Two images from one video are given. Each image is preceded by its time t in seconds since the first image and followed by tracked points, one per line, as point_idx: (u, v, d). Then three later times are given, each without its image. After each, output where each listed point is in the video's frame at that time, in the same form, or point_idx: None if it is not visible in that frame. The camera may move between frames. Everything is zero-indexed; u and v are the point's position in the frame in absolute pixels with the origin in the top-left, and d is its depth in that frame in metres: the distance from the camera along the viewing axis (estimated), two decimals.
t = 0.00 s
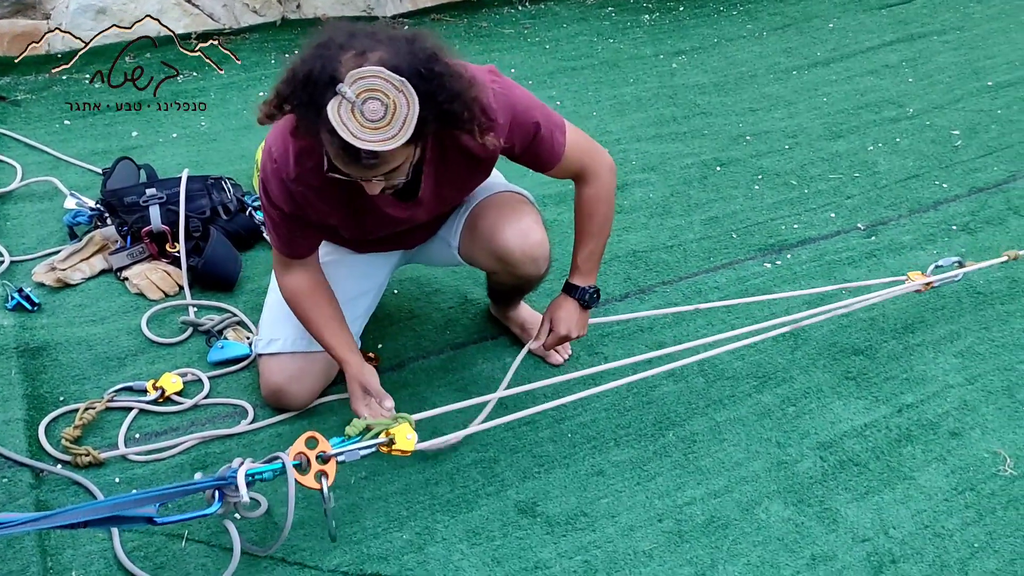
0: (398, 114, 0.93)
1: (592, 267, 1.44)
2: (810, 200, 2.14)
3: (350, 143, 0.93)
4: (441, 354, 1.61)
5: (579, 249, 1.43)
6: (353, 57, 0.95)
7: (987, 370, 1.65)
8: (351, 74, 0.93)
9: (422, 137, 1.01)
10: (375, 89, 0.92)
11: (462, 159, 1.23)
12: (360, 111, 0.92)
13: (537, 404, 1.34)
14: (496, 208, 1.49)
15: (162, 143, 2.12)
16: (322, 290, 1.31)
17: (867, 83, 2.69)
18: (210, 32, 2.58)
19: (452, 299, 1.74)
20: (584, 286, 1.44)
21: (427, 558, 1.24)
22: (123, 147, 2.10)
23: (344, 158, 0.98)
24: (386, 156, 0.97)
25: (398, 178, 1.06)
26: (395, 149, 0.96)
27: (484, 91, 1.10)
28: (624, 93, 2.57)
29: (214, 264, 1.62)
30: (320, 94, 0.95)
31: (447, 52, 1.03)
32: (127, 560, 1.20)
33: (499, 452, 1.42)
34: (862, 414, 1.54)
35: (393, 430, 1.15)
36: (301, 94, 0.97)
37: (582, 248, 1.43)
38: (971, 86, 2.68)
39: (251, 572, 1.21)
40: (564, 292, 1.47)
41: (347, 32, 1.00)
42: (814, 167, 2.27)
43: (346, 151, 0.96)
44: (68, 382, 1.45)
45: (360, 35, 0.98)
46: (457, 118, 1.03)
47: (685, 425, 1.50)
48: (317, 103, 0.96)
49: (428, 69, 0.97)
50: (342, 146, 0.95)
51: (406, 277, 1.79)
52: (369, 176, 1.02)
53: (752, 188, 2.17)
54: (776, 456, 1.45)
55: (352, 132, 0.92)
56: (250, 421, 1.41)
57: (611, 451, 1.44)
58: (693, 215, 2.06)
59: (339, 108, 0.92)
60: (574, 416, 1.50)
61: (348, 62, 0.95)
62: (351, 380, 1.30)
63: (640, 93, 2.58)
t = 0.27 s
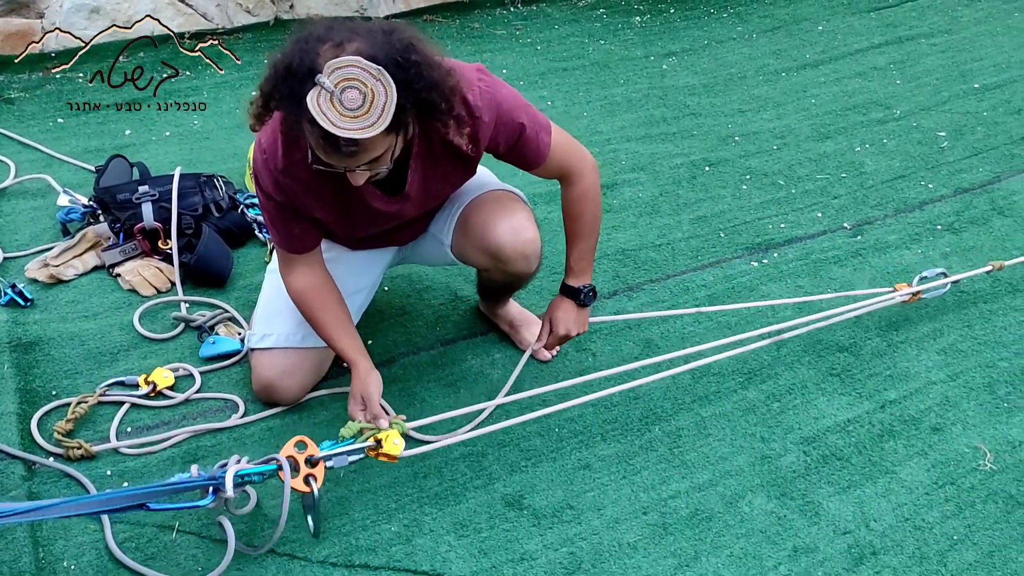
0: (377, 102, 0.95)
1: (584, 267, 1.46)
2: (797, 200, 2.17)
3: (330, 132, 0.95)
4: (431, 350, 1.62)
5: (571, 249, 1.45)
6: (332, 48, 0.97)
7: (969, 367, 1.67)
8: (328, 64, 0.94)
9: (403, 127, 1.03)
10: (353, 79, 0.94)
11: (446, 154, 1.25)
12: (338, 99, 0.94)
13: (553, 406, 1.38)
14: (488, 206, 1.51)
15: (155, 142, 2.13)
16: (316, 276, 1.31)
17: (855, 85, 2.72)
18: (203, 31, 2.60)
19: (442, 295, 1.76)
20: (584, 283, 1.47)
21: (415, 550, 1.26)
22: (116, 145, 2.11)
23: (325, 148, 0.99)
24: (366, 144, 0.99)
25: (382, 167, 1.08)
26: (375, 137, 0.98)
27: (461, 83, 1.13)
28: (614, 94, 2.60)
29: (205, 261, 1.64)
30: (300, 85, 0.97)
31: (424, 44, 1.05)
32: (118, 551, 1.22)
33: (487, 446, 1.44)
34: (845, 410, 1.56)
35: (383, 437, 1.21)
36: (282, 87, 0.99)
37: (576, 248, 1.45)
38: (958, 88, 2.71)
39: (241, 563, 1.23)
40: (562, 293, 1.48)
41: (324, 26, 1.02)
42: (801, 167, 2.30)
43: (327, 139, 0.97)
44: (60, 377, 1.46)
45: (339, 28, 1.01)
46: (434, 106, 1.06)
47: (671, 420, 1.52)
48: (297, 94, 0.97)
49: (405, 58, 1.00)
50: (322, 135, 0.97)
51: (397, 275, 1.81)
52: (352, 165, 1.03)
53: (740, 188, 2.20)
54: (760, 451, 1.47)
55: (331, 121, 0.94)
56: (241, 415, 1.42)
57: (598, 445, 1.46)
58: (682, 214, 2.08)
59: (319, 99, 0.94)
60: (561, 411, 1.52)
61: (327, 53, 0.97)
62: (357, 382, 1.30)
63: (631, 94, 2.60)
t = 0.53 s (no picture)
0: (382, 94, 0.99)
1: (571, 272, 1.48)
2: (783, 199, 2.20)
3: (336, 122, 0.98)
4: (420, 343, 1.66)
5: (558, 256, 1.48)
6: (341, 41, 1.01)
7: (948, 361, 1.70)
8: (337, 57, 0.98)
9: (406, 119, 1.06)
10: (360, 72, 0.98)
11: (442, 150, 1.28)
12: (345, 90, 0.97)
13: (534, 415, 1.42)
14: (480, 200, 1.54)
15: (150, 140, 2.16)
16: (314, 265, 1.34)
17: (843, 87, 2.76)
18: (199, 32, 2.63)
19: (432, 290, 1.79)
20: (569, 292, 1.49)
21: (401, 536, 1.29)
22: (112, 142, 2.14)
23: (329, 136, 1.02)
24: (368, 133, 1.02)
25: (382, 159, 1.11)
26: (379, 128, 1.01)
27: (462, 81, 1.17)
28: (605, 94, 2.63)
29: (199, 255, 1.67)
30: (309, 75, 1.00)
31: (428, 41, 1.09)
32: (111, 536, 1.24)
33: (474, 436, 1.47)
34: (826, 402, 1.59)
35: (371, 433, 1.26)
36: (289, 76, 1.02)
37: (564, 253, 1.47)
38: (944, 90, 2.75)
39: (230, 547, 1.25)
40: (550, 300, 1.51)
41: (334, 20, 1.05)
42: (788, 167, 2.33)
43: (333, 129, 1.01)
44: (55, 367, 1.49)
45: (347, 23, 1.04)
46: (437, 101, 1.09)
47: (654, 412, 1.55)
48: (305, 84, 1.01)
49: (410, 54, 1.03)
50: (328, 124, 1.00)
51: (388, 270, 1.84)
52: (354, 154, 1.07)
53: (727, 187, 2.23)
54: (742, 442, 1.50)
55: (337, 110, 0.97)
56: (233, 405, 1.45)
57: (582, 436, 1.49)
58: (669, 212, 2.12)
59: (326, 89, 0.97)
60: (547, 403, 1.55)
61: (335, 46, 1.00)
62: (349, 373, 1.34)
63: (621, 95, 2.64)
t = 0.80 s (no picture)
0: (387, 91, 1.01)
1: (547, 286, 1.52)
2: (770, 198, 2.23)
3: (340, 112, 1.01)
4: (410, 336, 1.69)
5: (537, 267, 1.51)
6: (356, 36, 1.04)
7: (929, 356, 1.73)
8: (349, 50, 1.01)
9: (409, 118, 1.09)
10: (369, 67, 1.01)
11: (437, 148, 1.31)
12: (353, 84, 1.00)
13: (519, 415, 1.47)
14: (471, 195, 1.57)
15: (147, 137, 2.20)
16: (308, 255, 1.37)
17: (832, 89, 2.79)
18: (197, 32, 2.67)
19: (423, 285, 1.82)
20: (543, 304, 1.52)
21: (389, 521, 1.32)
22: (110, 140, 2.18)
23: (332, 125, 1.05)
24: (370, 128, 1.05)
25: (380, 153, 1.14)
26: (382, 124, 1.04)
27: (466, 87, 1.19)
28: (597, 96, 2.67)
29: (194, 249, 1.70)
30: (320, 66, 1.04)
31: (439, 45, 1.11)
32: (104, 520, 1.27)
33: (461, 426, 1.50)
34: (808, 395, 1.62)
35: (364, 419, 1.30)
36: (301, 63, 1.06)
37: (543, 265, 1.50)
38: (932, 93, 2.79)
39: (222, 531, 1.28)
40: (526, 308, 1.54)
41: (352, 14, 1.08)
42: (776, 167, 2.37)
43: (338, 119, 1.04)
44: (51, 358, 1.52)
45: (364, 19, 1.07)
46: (440, 105, 1.11)
47: (639, 403, 1.58)
48: (315, 72, 1.04)
49: (420, 55, 1.06)
50: (333, 114, 1.03)
51: (380, 265, 1.87)
52: (354, 146, 1.10)
53: (715, 186, 2.27)
54: (724, 432, 1.53)
55: (342, 101, 1.00)
56: (226, 394, 1.48)
57: (568, 426, 1.52)
58: (658, 211, 2.15)
59: (334, 80, 1.01)
60: (534, 394, 1.58)
61: (348, 40, 1.04)
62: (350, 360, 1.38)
63: (613, 96, 2.67)
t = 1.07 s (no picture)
0: (373, 90, 1.05)
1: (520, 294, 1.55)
2: (762, 197, 2.26)
3: (326, 108, 1.05)
4: (403, 330, 1.71)
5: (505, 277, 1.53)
6: (347, 35, 1.07)
7: (915, 351, 1.76)
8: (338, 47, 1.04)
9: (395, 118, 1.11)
10: (357, 66, 1.04)
11: (425, 148, 1.33)
12: (340, 82, 1.04)
13: (508, 412, 1.52)
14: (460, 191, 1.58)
15: (146, 136, 2.23)
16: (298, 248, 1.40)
17: (825, 91, 2.82)
18: (196, 33, 2.70)
19: (416, 280, 1.84)
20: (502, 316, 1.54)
21: (380, 510, 1.34)
22: (109, 138, 2.21)
23: (318, 120, 1.08)
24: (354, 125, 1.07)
25: (366, 151, 1.17)
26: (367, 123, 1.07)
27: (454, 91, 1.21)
28: (591, 96, 2.70)
29: (191, 244, 1.72)
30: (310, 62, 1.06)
31: (429, 47, 1.13)
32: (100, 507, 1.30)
33: (452, 418, 1.52)
34: (795, 389, 1.65)
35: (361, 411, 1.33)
36: (293, 58, 1.09)
37: (518, 275, 1.53)
38: (924, 95, 2.82)
39: (215, 518, 1.31)
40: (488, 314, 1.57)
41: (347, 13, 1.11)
42: (768, 167, 2.39)
43: (325, 115, 1.07)
44: (49, 349, 1.55)
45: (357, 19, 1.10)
46: (426, 108, 1.13)
47: (627, 397, 1.60)
48: (306, 68, 1.07)
49: (409, 57, 1.08)
50: (320, 110, 1.07)
51: (374, 261, 1.90)
52: (340, 142, 1.12)
53: (707, 185, 2.29)
54: (711, 425, 1.55)
55: (329, 97, 1.04)
56: (220, 385, 1.51)
57: (557, 418, 1.54)
58: (650, 209, 2.18)
59: (322, 76, 1.04)
60: (524, 387, 1.61)
61: (339, 38, 1.07)
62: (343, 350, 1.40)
63: (607, 97, 2.70)
